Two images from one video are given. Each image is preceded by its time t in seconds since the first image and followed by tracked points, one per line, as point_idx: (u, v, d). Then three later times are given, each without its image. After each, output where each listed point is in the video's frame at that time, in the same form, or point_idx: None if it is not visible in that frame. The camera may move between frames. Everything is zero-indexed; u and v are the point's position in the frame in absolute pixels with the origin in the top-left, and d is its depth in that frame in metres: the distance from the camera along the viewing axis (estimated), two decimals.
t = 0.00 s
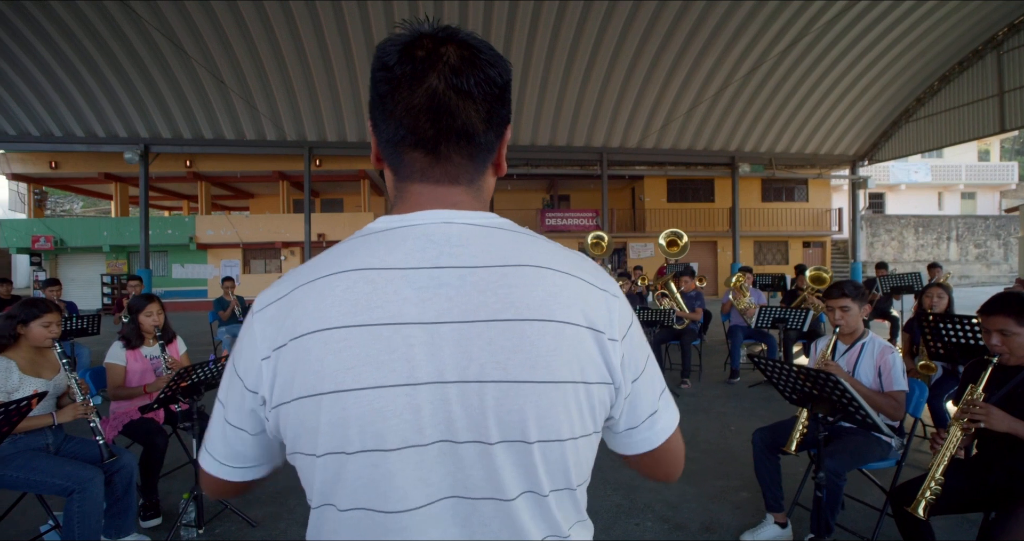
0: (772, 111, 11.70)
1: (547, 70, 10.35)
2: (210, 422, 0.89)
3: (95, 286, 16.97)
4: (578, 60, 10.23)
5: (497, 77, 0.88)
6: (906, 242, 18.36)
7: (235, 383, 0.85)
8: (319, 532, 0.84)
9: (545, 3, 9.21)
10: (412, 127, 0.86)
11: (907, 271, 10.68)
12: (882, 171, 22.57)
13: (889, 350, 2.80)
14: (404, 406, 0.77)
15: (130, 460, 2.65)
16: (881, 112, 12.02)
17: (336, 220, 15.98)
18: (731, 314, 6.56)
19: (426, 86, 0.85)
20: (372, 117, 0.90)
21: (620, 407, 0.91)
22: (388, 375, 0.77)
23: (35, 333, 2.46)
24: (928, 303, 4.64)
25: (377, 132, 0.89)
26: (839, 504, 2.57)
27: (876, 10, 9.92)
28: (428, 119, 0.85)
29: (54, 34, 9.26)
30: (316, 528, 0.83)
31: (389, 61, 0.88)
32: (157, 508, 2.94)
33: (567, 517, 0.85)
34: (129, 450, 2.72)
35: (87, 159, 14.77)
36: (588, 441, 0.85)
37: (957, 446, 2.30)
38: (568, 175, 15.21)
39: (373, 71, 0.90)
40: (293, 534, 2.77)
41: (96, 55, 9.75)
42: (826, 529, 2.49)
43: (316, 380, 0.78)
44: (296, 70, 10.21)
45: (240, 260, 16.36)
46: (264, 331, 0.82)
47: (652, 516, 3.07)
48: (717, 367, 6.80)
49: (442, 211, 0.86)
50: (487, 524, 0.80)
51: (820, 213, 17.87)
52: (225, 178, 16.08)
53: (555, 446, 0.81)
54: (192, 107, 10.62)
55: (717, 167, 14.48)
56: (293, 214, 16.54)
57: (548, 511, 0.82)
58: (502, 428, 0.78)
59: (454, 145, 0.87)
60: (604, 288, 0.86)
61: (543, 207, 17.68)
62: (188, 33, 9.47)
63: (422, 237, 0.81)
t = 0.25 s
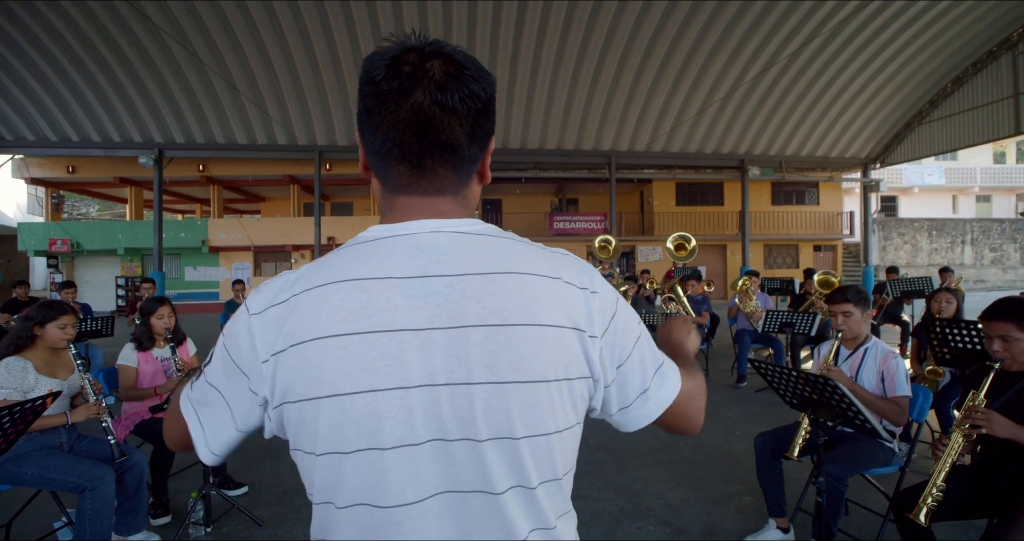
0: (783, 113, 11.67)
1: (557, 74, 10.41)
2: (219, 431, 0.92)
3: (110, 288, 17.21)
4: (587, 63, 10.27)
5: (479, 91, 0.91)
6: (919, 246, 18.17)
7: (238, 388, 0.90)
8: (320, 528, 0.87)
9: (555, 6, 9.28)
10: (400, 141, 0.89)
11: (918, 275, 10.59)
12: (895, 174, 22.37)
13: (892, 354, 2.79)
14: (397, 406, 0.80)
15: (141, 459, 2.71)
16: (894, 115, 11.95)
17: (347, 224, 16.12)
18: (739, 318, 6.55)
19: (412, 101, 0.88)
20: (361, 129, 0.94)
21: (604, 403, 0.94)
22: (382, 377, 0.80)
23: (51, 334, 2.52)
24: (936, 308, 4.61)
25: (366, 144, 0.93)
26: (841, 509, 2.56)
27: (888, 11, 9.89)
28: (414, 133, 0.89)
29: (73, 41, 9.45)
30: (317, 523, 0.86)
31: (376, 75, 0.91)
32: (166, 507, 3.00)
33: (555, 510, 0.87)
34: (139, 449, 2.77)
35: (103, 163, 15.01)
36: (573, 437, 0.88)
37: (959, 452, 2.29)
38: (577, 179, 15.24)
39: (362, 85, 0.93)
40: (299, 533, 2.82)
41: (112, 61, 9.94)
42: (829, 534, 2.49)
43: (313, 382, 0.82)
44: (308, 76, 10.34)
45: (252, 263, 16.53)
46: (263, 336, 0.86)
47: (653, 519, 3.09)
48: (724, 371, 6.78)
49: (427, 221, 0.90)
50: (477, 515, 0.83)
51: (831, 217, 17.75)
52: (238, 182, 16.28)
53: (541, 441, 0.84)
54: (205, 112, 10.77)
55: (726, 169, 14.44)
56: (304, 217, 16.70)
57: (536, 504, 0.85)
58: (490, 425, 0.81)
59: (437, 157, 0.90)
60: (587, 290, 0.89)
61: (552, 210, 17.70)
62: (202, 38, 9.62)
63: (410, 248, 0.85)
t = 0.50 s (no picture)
0: (794, 118, 11.62)
1: (566, 80, 10.48)
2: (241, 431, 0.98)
3: (125, 292, 17.47)
4: (596, 68, 10.31)
5: (477, 110, 0.95)
6: (933, 251, 17.94)
7: (248, 391, 0.94)
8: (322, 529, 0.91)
9: (565, 11, 9.34)
10: (403, 157, 0.93)
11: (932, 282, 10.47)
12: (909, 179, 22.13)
13: (898, 363, 2.78)
14: (392, 415, 0.84)
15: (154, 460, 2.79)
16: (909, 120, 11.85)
17: (357, 229, 16.25)
18: (747, 324, 6.53)
19: (414, 121, 0.93)
20: (365, 147, 0.98)
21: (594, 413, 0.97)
22: (377, 387, 0.84)
23: (69, 338, 2.59)
24: (946, 315, 4.58)
25: (370, 161, 0.97)
26: (845, 518, 2.56)
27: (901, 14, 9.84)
28: (416, 150, 0.93)
29: (94, 50, 9.70)
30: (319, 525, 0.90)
31: (380, 96, 0.96)
32: (177, 508, 3.06)
33: (545, 515, 0.90)
34: (152, 451, 2.84)
35: (120, 170, 15.29)
36: (562, 446, 0.91)
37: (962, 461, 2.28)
38: (586, 184, 15.25)
39: (366, 105, 0.98)
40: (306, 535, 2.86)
41: (129, 68, 10.13)
42: None
43: (313, 392, 0.86)
44: (320, 83, 10.48)
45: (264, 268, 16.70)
46: (269, 345, 0.90)
47: (657, 526, 3.10)
48: (733, 378, 6.75)
49: (425, 236, 0.93)
50: (468, 519, 0.87)
51: (843, 222, 17.59)
52: (250, 188, 16.48)
53: (531, 450, 0.87)
54: (219, 117, 10.93)
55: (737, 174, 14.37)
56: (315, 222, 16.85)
57: (524, 510, 0.88)
58: (479, 435, 0.85)
59: (437, 173, 0.94)
60: (579, 304, 0.91)
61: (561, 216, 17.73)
62: (217, 45, 9.78)
63: (407, 262, 0.89)
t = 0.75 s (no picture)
0: (798, 119, 11.60)
1: (569, 80, 10.49)
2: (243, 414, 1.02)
3: (130, 291, 17.58)
4: (599, 68, 10.32)
5: (471, 121, 0.98)
6: (938, 252, 17.86)
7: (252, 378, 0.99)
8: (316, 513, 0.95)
9: (568, 11, 9.36)
10: (401, 165, 0.97)
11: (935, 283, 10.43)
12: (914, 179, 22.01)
13: (894, 364, 2.79)
14: (381, 409, 0.87)
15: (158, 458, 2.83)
16: (913, 120, 11.79)
17: (361, 228, 16.30)
18: (748, 325, 6.54)
19: (412, 131, 0.96)
20: (365, 156, 1.01)
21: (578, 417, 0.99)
22: (368, 383, 0.87)
23: (74, 336, 2.63)
24: (945, 317, 4.59)
25: (369, 168, 1.00)
26: (839, 517, 2.58)
27: (904, 15, 9.83)
28: (414, 159, 0.96)
29: (99, 51, 9.79)
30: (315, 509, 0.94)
31: (379, 107, 0.99)
32: (180, 504, 3.10)
33: (526, 507, 0.94)
34: (155, 448, 2.87)
35: (125, 169, 15.41)
36: (544, 443, 0.94)
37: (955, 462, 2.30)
38: (589, 184, 15.27)
39: (366, 115, 1.01)
40: (306, 533, 2.89)
41: (135, 69, 10.22)
42: None
43: (309, 386, 0.90)
44: (324, 83, 10.53)
45: (267, 267, 16.77)
46: (272, 340, 0.94)
47: (654, 525, 3.12)
48: (733, 378, 6.75)
49: (420, 241, 0.96)
50: (451, 507, 0.90)
51: (847, 223, 17.55)
52: (254, 188, 16.55)
53: (512, 446, 0.89)
54: (224, 118, 11.01)
55: (740, 174, 14.35)
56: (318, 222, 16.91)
57: (504, 500, 0.91)
58: (462, 429, 0.87)
59: (432, 180, 0.97)
60: (567, 309, 0.94)
61: (564, 215, 17.75)
62: (221, 46, 9.85)
63: (401, 264, 0.92)
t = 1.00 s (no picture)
0: (803, 115, 11.56)
1: (573, 77, 10.51)
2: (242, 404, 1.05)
3: (138, 285, 17.73)
4: (603, 64, 10.32)
5: (468, 124, 1.02)
6: (945, 248, 17.74)
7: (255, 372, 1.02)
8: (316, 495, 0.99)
9: (571, 8, 9.37)
10: (403, 165, 1.00)
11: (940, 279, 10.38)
12: (922, 174, 21.83)
13: (892, 358, 2.81)
14: (381, 392, 0.90)
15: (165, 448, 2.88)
16: (920, 115, 11.72)
17: (365, 223, 16.36)
18: (750, 320, 6.55)
19: (414, 132, 0.99)
20: (368, 156, 1.05)
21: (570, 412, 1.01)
22: (369, 368, 0.90)
23: (83, 328, 2.69)
24: (947, 313, 4.59)
25: (371, 168, 1.03)
26: (836, 510, 2.60)
27: (911, 11, 9.79)
28: (416, 158, 1.00)
29: (106, 47, 9.87)
30: (315, 492, 0.98)
31: (383, 111, 1.03)
32: (187, 494, 3.16)
33: (519, 491, 0.96)
34: (163, 438, 2.93)
35: (132, 164, 15.53)
36: (537, 431, 0.96)
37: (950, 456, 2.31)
38: (594, 179, 15.28)
39: (370, 120, 1.05)
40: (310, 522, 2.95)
41: (141, 66, 10.30)
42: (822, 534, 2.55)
43: (312, 371, 0.93)
44: (328, 79, 10.58)
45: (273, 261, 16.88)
46: (278, 331, 0.97)
47: (652, 517, 3.16)
48: (735, 373, 6.77)
49: (418, 237, 0.99)
50: (448, 489, 0.92)
51: (853, 218, 17.46)
52: (260, 182, 16.63)
53: (506, 431, 0.92)
54: (230, 114, 11.09)
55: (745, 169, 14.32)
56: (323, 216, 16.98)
57: (498, 483, 0.94)
58: (457, 413, 0.90)
59: (431, 178, 1.00)
60: (560, 304, 0.97)
61: (568, 210, 17.76)
62: (227, 42, 9.91)
63: (401, 258, 0.95)
